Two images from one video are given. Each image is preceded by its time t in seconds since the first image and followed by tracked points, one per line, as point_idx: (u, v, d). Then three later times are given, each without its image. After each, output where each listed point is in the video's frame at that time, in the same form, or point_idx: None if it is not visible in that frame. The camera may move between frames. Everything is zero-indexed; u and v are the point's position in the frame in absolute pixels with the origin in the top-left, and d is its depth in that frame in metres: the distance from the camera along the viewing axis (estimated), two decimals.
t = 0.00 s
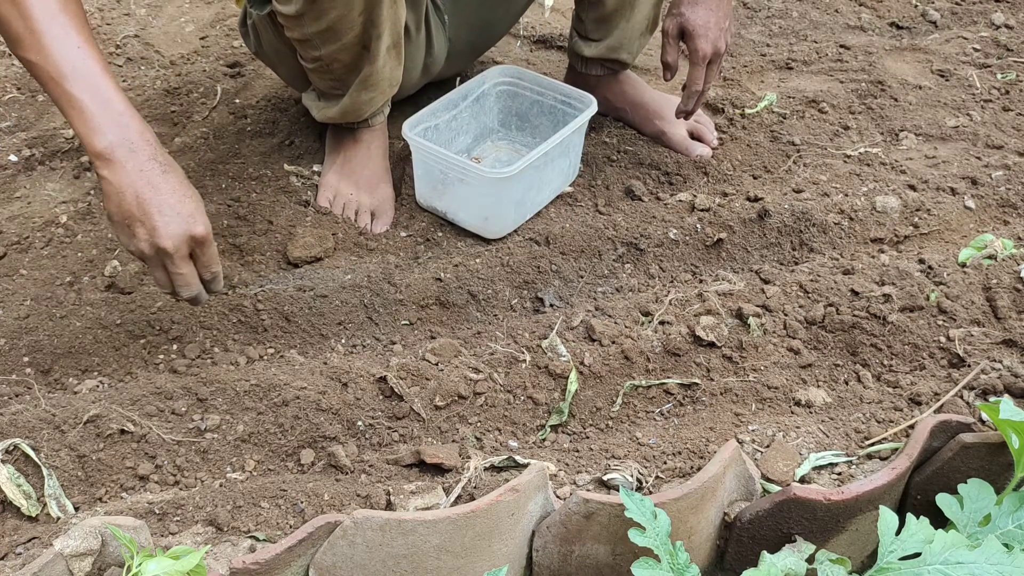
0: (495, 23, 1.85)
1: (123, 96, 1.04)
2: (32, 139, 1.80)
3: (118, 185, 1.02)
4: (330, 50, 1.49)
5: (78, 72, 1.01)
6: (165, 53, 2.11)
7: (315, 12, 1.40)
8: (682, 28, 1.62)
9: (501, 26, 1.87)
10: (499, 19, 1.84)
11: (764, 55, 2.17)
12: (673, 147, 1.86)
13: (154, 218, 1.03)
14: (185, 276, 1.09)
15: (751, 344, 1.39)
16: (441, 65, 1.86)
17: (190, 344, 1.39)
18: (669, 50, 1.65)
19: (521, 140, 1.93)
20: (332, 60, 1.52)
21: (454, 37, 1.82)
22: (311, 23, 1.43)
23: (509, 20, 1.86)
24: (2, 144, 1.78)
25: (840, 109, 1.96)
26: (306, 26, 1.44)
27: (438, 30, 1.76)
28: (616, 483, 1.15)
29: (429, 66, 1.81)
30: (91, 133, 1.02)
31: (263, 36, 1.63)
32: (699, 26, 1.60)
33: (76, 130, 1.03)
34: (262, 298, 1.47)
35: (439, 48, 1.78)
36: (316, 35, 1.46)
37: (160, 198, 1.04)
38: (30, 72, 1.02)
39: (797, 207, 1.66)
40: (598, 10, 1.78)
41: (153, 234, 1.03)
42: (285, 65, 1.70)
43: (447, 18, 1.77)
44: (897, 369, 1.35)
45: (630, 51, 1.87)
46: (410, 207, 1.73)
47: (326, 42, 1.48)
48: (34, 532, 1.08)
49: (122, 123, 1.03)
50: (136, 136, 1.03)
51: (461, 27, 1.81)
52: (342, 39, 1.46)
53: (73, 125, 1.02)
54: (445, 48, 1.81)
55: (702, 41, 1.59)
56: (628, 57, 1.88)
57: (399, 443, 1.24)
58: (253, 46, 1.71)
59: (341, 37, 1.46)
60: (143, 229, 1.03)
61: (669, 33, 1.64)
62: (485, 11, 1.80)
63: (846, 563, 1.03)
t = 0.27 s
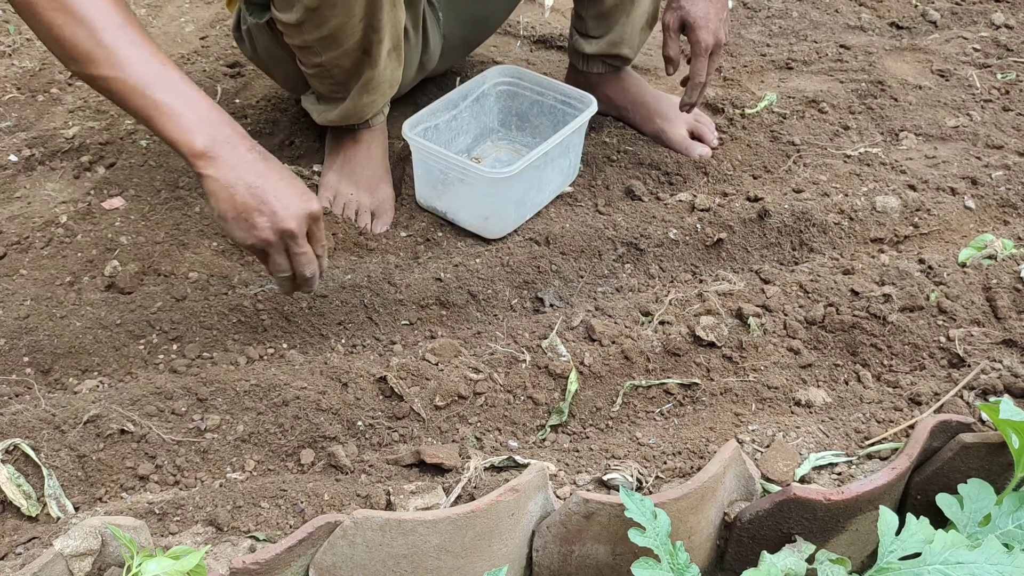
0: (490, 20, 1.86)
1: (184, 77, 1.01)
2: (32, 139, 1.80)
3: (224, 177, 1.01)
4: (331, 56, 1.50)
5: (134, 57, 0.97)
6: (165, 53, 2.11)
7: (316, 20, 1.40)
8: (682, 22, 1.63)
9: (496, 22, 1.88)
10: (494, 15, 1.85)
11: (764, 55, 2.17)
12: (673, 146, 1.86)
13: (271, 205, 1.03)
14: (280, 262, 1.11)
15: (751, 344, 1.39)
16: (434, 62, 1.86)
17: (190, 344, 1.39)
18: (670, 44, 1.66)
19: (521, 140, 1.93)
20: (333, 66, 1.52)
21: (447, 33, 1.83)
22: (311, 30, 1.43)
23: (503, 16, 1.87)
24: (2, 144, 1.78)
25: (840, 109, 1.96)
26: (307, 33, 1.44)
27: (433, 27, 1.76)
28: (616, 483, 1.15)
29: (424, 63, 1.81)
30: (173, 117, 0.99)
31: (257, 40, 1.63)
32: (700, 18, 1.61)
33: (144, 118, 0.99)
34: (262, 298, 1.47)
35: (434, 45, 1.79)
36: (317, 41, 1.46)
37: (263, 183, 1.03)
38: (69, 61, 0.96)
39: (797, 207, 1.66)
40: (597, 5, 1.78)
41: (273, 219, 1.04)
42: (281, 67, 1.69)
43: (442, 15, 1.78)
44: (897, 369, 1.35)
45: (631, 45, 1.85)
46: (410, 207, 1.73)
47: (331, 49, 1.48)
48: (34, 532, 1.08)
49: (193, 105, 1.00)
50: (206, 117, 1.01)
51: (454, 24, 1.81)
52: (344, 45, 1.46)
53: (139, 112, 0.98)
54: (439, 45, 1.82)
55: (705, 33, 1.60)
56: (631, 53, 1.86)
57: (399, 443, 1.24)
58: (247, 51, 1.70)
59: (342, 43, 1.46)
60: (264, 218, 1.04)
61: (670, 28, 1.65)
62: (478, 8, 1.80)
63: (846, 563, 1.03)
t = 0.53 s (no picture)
0: (488, 17, 1.85)
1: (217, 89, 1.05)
2: (32, 139, 1.80)
3: (254, 186, 1.05)
4: (334, 56, 1.50)
5: (166, 67, 1.00)
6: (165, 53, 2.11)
7: (319, 20, 1.40)
8: (689, 11, 1.66)
9: (494, 18, 1.87)
10: (493, 12, 1.84)
11: (764, 55, 2.17)
12: (673, 146, 1.86)
13: (295, 220, 1.08)
14: (296, 270, 1.15)
15: (751, 344, 1.39)
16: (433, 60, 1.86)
17: (190, 344, 1.39)
18: (681, 35, 1.68)
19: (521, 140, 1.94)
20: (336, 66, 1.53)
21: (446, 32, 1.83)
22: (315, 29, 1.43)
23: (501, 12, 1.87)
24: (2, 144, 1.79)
25: (840, 109, 1.96)
26: (310, 33, 1.44)
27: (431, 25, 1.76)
28: (616, 483, 1.15)
29: (423, 61, 1.81)
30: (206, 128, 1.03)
31: (258, 41, 1.62)
32: (706, 6, 1.66)
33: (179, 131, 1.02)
34: (263, 298, 1.47)
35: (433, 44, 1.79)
36: (320, 41, 1.46)
37: (291, 198, 1.08)
38: (93, 61, 0.99)
39: (798, 207, 1.66)
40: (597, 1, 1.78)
41: (295, 235, 1.08)
42: (280, 65, 1.69)
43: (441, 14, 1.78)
44: (897, 369, 1.35)
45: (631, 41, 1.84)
46: (410, 207, 1.73)
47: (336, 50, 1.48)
48: (34, 532, 1.08)
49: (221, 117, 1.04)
50: (234, 128, 1.05)
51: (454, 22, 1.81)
52: (348, 45, 1.46)
53: (169, 122, 1.02)
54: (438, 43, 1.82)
55: (717, 19, 1.66)
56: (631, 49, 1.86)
57: (399, 443, 1.24)
58: (246, 50, 1.70)
59: (345, 43, 1.46)
60: (285, 230, 1.08)
61: (679, 19, 1.68)
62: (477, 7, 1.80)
63: (846, 563, 1.03)
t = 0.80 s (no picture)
0: (491, 22, 1.84)
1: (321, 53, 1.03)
2: (32, 139, 1.80)
3: (427, 166, 1.06)
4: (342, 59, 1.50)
5: (276, 44, 0.98)
6: (165, 53, 2.11)
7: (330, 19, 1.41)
8: (682, 18, 1.65)
9: (498, 25, 1.87)
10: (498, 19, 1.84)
11: (764, 55, 2.17)
12: (673, 147, 1.86)
13: (474, 180, 1.09)
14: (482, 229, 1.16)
15: (751, 344, 1.39)
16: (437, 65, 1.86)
17: (190, 344, 1.39)
18: (670, 40, 1.64)
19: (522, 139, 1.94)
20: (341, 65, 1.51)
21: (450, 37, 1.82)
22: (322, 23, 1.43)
23: (505, 19, 1.86)
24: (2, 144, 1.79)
25: (840, 109, 1.96)
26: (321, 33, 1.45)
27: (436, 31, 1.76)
28: (616, 483, 1.14)
29: (427, 66, 1.81)
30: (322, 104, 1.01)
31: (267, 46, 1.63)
32: (698, 16, 1.65)
33: (320, 122, 1.03)
34: (263, 298, 1.47)
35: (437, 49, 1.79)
36: (330, 42, 1.47)
37: (463, 165, 1.08)
38: (242, 89, 1.00)
39: (797, 207, 1.66)
40: (592, 9, 1.78)
41: (472, 195, 1.10)
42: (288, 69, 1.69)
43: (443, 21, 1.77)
44: (897, 369, 1.35)
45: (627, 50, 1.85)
46: (410, 207, 1.73)
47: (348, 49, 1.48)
48: (35, 531, 1.08)
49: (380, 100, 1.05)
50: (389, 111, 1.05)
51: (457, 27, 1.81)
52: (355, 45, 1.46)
53: (332, 125, 1.03)
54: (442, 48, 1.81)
55: (710, 27, 1.64)
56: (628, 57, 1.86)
57: (399, 443, 1.24)
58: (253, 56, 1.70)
59: (354, 45, 1.46)
60: (465, 195, 1.09)
61: (670, 23, 1.65)
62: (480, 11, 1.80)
63: (846, 564, 1.03)
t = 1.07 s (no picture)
0: (498, 21, 1.87)
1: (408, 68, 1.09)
2: (32, 139, 1.80)
3: (500, 170, 1.12)
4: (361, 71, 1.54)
5: (356, 52, 1.04)
6: (165, 53, 2.11)
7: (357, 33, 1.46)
8: (679, 29, 1.66)
9: (504, 24, 1.89)
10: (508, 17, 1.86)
11: (764, 55, 2.17)
12: (672, 146, 1.85)
13: (550, 183, 1.15)
14: (557, 230, 1.23)
15: (751, 344, 1.39)
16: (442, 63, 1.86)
17: (190, 344, 1.39)
18: (668, 49, 1.64)
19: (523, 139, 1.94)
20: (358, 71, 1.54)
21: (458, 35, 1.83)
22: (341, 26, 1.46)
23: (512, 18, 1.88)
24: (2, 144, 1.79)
25: (840, 109, 1.96)
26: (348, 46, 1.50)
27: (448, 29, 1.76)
28: (617, 483, 1.14)
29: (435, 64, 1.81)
30: (407, 114, 1.07)
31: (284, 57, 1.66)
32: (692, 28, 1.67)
33: (399, 129, 1.08)
34: (263, 298, 1.47)
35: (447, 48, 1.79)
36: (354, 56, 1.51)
37: (540, 168, 1.14)
38: (328, 98, 1.07)
39: (797, 207, 1.66)
40: (599, 4, 1.77)
41: (551, 197, 1.15)
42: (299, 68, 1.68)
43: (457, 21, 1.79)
44: (897, 369, 1.35)
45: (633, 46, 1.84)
46: (410, 207, 1.73)
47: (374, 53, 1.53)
48: (35, 532, 1.08)
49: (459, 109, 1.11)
50: (467, 118, 1.11)
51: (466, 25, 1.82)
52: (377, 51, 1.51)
53: (412, 132, 1.08)
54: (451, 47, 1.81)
55: (705, 38, 1.67)
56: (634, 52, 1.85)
57: (399, 443, 1.24)
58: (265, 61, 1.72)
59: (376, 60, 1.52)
60: (541, 198, 1.15)
61: (668, 34, 1.66)
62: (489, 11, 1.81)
63: (846, 564, 1.03)
